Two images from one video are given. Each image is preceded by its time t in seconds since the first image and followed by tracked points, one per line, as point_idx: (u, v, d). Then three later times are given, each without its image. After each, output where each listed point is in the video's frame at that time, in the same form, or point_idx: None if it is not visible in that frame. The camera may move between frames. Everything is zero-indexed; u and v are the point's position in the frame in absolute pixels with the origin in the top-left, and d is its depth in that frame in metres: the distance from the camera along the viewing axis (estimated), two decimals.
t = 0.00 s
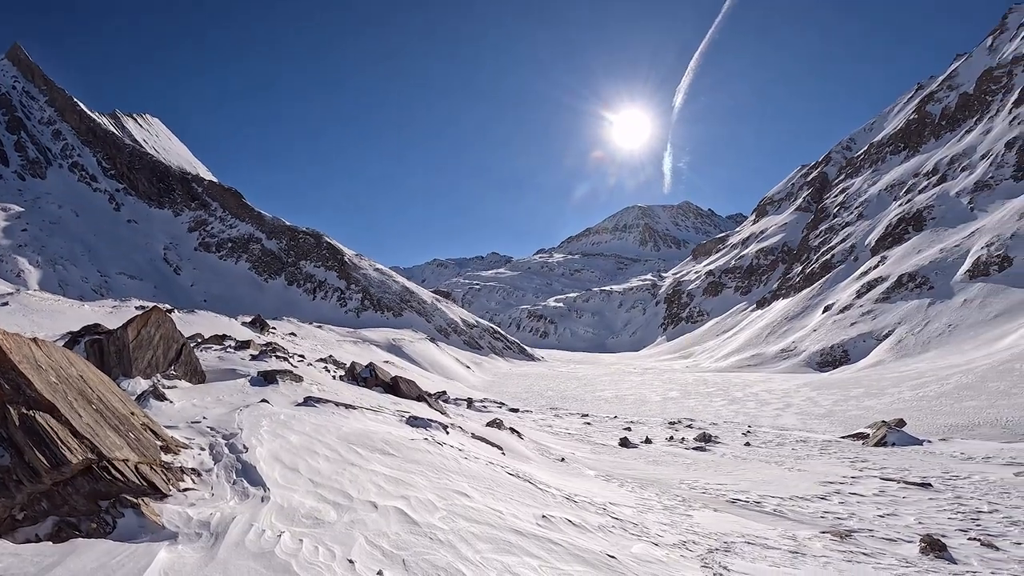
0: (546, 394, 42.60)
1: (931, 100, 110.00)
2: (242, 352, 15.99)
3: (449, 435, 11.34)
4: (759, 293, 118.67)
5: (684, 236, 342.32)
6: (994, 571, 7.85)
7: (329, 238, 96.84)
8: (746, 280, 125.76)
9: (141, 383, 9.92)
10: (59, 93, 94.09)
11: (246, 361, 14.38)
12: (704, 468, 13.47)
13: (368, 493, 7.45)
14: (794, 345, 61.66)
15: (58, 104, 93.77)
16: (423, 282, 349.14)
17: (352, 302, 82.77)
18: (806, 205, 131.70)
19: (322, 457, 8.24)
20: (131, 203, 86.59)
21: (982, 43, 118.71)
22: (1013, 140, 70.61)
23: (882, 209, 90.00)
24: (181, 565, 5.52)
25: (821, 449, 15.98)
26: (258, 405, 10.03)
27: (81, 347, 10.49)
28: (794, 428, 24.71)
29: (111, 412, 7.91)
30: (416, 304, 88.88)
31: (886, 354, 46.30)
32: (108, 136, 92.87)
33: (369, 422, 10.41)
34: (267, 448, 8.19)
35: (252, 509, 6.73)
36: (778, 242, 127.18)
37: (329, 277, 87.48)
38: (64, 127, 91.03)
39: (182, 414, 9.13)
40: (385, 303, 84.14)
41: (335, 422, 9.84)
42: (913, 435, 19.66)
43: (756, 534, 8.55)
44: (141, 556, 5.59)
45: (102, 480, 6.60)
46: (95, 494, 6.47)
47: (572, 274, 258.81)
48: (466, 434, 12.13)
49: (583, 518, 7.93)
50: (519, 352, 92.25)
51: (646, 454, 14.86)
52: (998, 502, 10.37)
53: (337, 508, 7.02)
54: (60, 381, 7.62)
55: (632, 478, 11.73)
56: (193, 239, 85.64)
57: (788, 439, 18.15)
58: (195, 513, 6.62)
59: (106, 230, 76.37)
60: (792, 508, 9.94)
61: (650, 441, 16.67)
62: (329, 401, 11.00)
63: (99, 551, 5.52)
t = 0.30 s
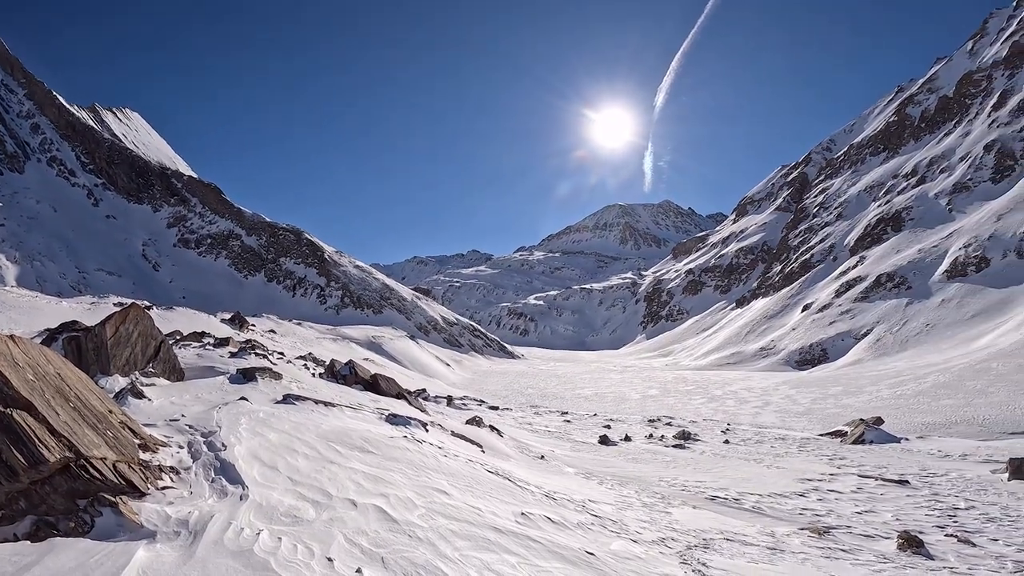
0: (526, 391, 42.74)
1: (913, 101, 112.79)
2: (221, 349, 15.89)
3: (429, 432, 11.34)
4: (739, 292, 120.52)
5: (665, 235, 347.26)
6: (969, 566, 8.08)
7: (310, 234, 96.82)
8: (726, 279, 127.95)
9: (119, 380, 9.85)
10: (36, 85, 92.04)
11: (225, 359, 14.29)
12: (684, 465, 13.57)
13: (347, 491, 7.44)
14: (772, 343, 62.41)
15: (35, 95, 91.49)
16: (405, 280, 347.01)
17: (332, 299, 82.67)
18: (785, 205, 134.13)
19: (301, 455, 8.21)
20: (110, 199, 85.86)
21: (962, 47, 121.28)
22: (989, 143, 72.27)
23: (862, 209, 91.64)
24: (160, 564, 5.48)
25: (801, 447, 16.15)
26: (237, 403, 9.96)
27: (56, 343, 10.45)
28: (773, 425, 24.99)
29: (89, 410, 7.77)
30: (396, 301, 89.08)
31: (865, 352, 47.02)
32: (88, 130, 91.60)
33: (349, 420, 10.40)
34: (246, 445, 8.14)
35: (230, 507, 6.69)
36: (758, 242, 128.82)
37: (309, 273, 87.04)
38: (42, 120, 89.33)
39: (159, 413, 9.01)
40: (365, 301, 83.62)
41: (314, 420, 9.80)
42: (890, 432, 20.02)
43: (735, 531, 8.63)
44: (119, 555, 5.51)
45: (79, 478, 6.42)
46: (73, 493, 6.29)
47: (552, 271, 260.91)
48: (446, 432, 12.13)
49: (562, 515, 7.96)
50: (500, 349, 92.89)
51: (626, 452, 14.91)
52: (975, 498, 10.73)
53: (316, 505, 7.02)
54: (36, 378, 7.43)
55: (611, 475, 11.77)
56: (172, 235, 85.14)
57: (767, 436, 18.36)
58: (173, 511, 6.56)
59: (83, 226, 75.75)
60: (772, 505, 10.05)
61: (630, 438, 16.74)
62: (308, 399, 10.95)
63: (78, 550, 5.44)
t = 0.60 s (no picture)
0: (505, 389, 42.84)
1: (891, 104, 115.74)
2: (199, 346, 15.75)
3: (408, 430, 11.36)
4: (718, 291, 120.61)
5: (646, 235, 351.61)
6: (946, 562, 8.24)
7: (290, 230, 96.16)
8: (705, 278, 128.25)
9: (96, 378, 9.77)
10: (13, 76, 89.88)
11: (203, 356, 14.19)
12: (662, 463, 13.68)
13: (325, 488, 7.44)
14: (750, 342, 62.59)
15: (11, 87, 89.41)
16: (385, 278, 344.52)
17: (311, 296, 81.80)
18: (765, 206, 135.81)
19: (279, 453, 8.18)
20: (87, 192, 85.19)
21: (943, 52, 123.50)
22: (967, 146, 73.37)
23: (841, 209, 92.85)
24: (137, 562, 5.41)
25: (778, 444, 16.37)
26: (214, 400, 9.87)
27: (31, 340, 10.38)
28: (751, 423, 25.30)
29: (65, 408, 7.57)
30: (376, 298, 87.71)
31: (842, 352, 47.44)
32: (66, 123, 90.09)
33: (328, 417, 10.38)
34: (223, 443, 8.08)
35: (207, 505, 6.63)
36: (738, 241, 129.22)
37: (289, 270, 86.28)
38: (19, 112, 87.57)
39: (137, 411, 8.91)
40: (344, 298, 83.49)
41: (292, 418, 9.76)
42: (867, 430, 20.31)
43: (714, 528, 8.72)
44: (97, 554, 5.41)
45: (55, 477, 6.22)
46: (49, 492, 6.07)
47: (530, 270, 261.92)
48: (424, 429, 12.17)
49: (540, 513, 8.00)
50: (479, 347, 93.31)
51: (604, 450, 14.99)
52: (950, 495, 11.02)
53: (294, 503, 7.01)
54: (11, 374, 7.21)
55: (590, 472, 11.84)
56: (150, 231, 83.90)
57: (744, 434, 18.62)
58: (150, 510, 6.45)
59: (59, 221, 75.87)
60: (750, 503, 10.15)
61: (608, 436, 16.86)
62: (287, 397, 10.89)
63: (55, 548, 5.31)
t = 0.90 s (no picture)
0: (484, 387, 42.89)
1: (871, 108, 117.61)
2: (176, 343, 15.63)
3: (386, 428, 11.36)
4: (696, 291, 122.51)
5: (626, 234, 356.00)
6: (921, 559, 8.37)
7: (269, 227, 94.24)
8: (684, 278, 129.42)
9: (73, 375, 9.67)
10: None
11: (180, 354, 14.09)
12: (640, 461, 13.79)
13: (302, 486, 7.44)
14: (728, 342, 62.95)
15: None
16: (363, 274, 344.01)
17: (290, 293, 81.01)
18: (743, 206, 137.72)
19: (256, 451, 8.15)
20: (65, 187, 84.75)
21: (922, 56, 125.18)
22: (944, 150, 74.17)
23: (819, 211, 94.08)
24: (114, 559, 5.36)
25: (756, 443, 16.55)
26: (192, 398, 9.78)
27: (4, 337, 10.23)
28: (729, 422, 25.54)
29: (40, 405, 7.41)
30: (354, 296, 86.80)
31: (820, 352, 48.04)
32: (43, 116, 89.01)
33: (305, 416, 10.35)
34: (200, 440, 8.01)
35: (184, 503, 6.57)
36: (716, 241, 131.26)
37: (267, 267, 85.09)
38: None
39: (113, 409, 8.82)
40: (323, 295, 82.61)
41: (269, 416, 9.74)
42: (843, 429, 20.58)
43: (691, 526, 8.80)
44: (73, 552, 5.33)
45: (31, 475, 6.09)
46: (23, 490, 5.94)
47: (509, 267, 262.12)
48: (402, 428, 12.17)
49: (518, 511, 8.03)
50: (458, 345, 93.62)
51: (583, 448, 15.05)
52: (926, 494, 11.26)
53: (270, 501, 6.99)
54: None
55: (568, 471, 11.90)
56: (127, 226, 83.76)
57: (723, 433, 18.82)
58: (126, 508, 6.35)
59: (34, 214, 75.83)
60: (726, 501, 10.26)
61: (586, 435, 16.96)
62: (264, 395, 10.84)
63: (30, 547, 5.20)
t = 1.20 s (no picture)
0: (461, 386, 42.90)
1: (850, 112, 119.26)
2: (150, 340, 15.48)
3: (361, 426, 11.38)
4: (672, 291, 125.34)
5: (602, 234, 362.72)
6: (894, 557, 8.50)
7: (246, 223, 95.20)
8: (660, 278, 133.14)
9: (47, 371, 9.58)
10: None
11: (156, 350, 14.01)
12: (616, 460, 13.89)
13: (277, 484, 7.43)
14: (705, 342, 63.24)
15: None
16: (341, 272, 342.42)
17: (266, 291, 82.60)
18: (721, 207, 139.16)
19: (231, 449, 8.09)
20: (39, 180, 82.47)
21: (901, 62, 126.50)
22: (922, 156, 75.19)
23: (796, 213, 95.32)
24: (86, 558, 5.29)
25: (732, 443, 16.75)
26: (166, 396, 9.71)
27: None
28: (706, 421, 25.76)
29: (11, 401, 7.25)
30: (331, 294, 89.78)
31: (796, 352, 48.70)
32: (18, 106, 86.51)
33: (280, 413, 10.31)
34: (175, 439, 7.94)
35: (158, 501, 6.53)
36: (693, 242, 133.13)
37: (243, 264, 86.67)
38: None
39: (86, 406, 8.70)
40: (299, 292, 84.21)
41: (245, 414, 9.70)
42: (818, 429, 20.95)
43: (667, 524, 8.88)
44: (45, 551, 5.24)
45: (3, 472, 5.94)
46: None
47: (487, 266, 262.62)
48: (378, 426, 12.18)
49: (493, 509, 8.09)
50: (434, 343, 94.20)
51: (559, 447, 15.10)
52: (900, 493, 11.48)
53: (244, 500, 6.96)
54: None
55: (543, 470, 11.96)
56: (103, 221, 81.95)
57: (699, 433, 19.02)
58: (99, 506, 6.26)
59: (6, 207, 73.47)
60: (701, 500, 10.34)
61: (563, 433, 17.04)
62: (240, 392, 10.78)
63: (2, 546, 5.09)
